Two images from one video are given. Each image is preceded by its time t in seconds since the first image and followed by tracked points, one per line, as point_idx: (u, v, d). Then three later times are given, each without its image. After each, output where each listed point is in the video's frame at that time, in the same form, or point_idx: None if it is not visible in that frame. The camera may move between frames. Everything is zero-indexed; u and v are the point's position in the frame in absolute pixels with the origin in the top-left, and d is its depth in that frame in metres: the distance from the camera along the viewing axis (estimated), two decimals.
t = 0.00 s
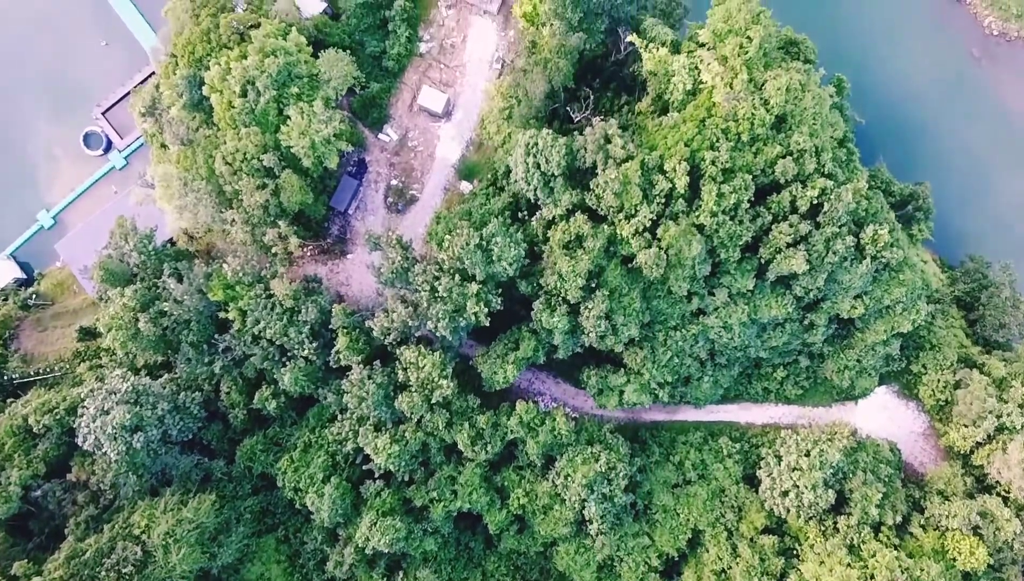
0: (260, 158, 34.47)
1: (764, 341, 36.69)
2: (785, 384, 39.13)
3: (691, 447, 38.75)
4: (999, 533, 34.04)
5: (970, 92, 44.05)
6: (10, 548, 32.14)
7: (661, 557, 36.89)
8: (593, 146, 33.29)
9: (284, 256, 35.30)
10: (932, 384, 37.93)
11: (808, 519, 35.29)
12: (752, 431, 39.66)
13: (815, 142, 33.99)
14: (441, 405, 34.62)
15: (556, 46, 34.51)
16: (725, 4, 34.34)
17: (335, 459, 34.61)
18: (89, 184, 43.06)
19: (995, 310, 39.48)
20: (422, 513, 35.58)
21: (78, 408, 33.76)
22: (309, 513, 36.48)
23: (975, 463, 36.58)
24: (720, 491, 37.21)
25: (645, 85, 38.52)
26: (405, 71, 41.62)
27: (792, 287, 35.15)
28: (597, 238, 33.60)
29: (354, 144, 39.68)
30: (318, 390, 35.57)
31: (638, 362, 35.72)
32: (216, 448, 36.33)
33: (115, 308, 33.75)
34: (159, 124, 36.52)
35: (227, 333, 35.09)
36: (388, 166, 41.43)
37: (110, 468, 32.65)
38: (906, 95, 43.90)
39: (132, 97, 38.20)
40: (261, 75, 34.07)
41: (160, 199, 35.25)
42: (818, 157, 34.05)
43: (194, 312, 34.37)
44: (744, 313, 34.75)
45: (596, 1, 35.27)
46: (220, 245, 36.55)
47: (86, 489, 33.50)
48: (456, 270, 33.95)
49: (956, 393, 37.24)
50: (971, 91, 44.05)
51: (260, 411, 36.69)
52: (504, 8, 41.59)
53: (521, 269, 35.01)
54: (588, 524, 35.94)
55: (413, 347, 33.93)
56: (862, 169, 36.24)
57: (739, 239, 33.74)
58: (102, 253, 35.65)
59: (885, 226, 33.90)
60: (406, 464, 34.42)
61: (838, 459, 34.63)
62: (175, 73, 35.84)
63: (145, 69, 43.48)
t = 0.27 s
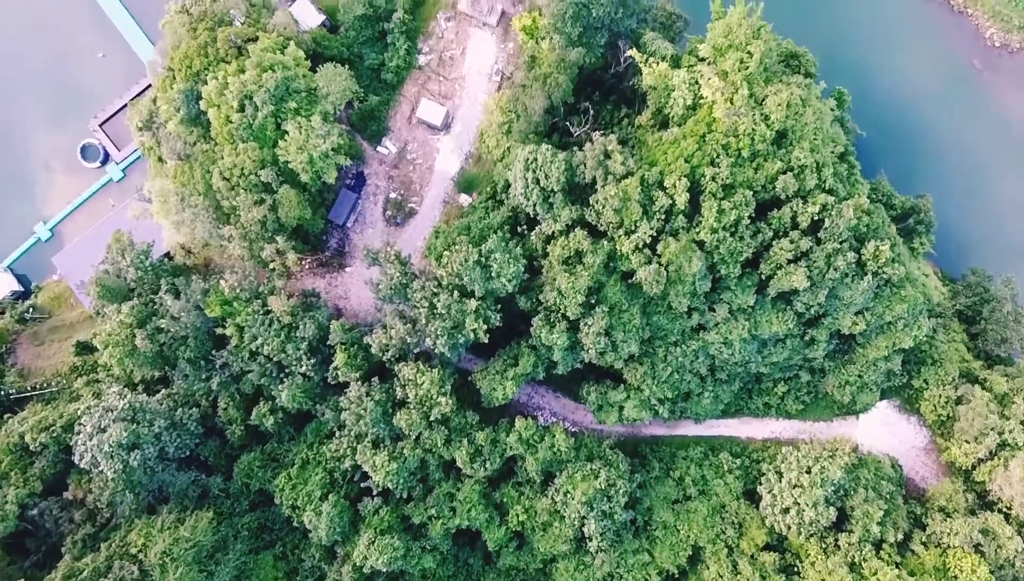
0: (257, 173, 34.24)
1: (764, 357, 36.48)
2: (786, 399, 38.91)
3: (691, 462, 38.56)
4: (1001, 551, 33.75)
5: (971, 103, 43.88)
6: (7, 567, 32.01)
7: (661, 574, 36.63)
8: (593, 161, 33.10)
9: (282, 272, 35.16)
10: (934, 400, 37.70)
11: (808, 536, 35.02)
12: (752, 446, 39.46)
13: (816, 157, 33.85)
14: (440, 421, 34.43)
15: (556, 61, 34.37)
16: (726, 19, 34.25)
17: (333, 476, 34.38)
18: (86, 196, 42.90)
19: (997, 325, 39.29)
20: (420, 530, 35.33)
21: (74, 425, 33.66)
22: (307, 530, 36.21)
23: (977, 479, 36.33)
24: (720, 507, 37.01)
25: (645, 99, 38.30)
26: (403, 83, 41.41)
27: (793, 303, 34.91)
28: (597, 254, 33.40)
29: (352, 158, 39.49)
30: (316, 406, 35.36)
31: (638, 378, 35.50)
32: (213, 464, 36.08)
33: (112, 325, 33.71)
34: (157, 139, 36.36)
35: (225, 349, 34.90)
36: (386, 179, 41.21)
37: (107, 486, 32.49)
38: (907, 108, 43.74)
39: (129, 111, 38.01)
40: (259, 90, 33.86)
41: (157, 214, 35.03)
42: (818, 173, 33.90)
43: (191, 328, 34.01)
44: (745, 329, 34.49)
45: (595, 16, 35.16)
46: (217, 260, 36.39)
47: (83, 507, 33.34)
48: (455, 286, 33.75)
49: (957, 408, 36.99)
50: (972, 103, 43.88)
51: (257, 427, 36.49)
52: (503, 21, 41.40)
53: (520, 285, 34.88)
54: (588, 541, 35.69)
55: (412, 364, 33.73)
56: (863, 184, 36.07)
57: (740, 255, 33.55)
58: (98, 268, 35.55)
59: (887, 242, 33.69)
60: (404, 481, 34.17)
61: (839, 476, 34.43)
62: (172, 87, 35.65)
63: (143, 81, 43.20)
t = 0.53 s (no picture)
0: (255, 188, 34.04)
1: (765, 372, 36.27)
2: (787, 414, 38.68)
3: (691, 477, 38.37)
4: (1003, 567, 33.53)
5: (972, 115, 43.67)
6: None
7: None
8: (593, 177, 32.88)
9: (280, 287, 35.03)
10: (935, 414, 37.49)
11: (809, 552, 34.75)
12: (753, 460, 39.25)
13: (817, 172, 33.68)
14: (439, 437, 34.21)
15: (555, 75, 34.26)
16: (726, 33, 34.18)
17: (331, 492, 34.19)
18: (83, 208, 42.66)
19: (999, 338, 39.09)
20: (419, 547, 35.10)
21: (71, 441, 33.57)
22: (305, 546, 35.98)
23: (979, 495, 36.11)
24: (720, 522, 36.74)
25: (645, 110, 38.09)
26: (402, 95, 41.19)
27: (794, 318, 34.70)
28: (596, 269, 33.20)
29: (350, 170, 39.31)
30: (314, 422, 35.17)
31: (638, 393, 35.27)
32: (210, 479, 35.87)
33: (109, 341, 33.69)
34: (154, 152, 36.22)
35: (222, 365, 34.71)
36: (385, 191, 41.02)
37: (103, 504, 32.34)
38: (907, 120, 43.59)
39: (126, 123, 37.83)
40: (257, 104, 33.69)
41: (154, 228, 34.97)
42: (819, 188, 33.72)
43: (188, 343, 33.79)
44: (746, 345, 34.26)
45: (595, 29, 34.78)
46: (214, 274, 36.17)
47: (80, 524, 33.20)
48: (454, 302, 33.58)
49: (959, 423, 36.79)
50: (973, 115, 43.69)
51: (255, 442, 36.29)
52: (503, 32, 41.17)
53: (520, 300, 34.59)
54: (588, 557, 35.45)
55: (411, 380, 33.51)
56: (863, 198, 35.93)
57: (740, 271, 33.37)
58: (95, 282, 35.43)
59: (888, 257, 33.52)
60: (402, 497, 33.94)
61: (840, 492, 34.23)
62: (170, 100, 35.47)
63: (140, 91, 42.97)
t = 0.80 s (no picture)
0: (253, 202, 33.85)
1: (766, 386, 36.06)
2: (788, 427, 38.45)
3: (691, 491, 38.15)
4: None
5: (974, 125, 43.49)
6: None
7: None
8: (593, 191, 32.71)
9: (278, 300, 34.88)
10: (936, 428, 37.33)
11: (810, 568, 34.51)
12: (753, 473, 39.04)
13: (817, 186, 33.55)
14: (438, 453, 34.01)
15: (555, 88, 34.14)
16: (726, 46, 34.06)
17: (329, 508, 34.01)
18: (81, 219, 42.44)
19: (1001, 351, 38.93)
20: (417, 562, 34.89)
21: (68, 457, 33.44)
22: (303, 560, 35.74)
23: (980, 510, 35.95)
24: (720, 537, 36.51)
25: (645, 122, 37.94)
26: (401, 106, 41.00)
27: (795, 332, 34.52)
28: (596, 284, 33.06)
29: (349, 182, 39.14)
30: (312, 436, 35.00)
31: (638, 407, 35.07)
32: (208, 494, 35.66)
33: (106, 355, 33.53)
34: (152, 164, 36.07)
35: (220, 379, 34.58)
36: (384, 203, 40.82)
37: (101, 520, 32.17)
38: (908, 130, 43.46)
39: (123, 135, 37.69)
40: (255, 117, 33.54)
41: (151, 242, 34.85)
42: (820, 202, 33.58)
43: (186, 358, 33.60)
44: (747, 359, 34.04)
45: (596, 42, 34.54)
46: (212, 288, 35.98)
47: (78, 540, 32.97)
48: (453, 316, 33.41)
49: (960, 437, 36.62)
50: (974, 127, 43.52)
51: (253, 456, 36.08)
52: (502, 43, 41.02)
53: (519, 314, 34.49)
54: (587, 572, 35.23)
55: (409, 395, 33.32)
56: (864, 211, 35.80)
57: (741, 285, 33.21)
58: (92, 295, 35.30)
59: (889, 271, 33.41)
60: (401, 513, 33.74)
61: (841, 508, 34.06)
62: (167, 112, 35.30)
63: (138, 101, 42.85)
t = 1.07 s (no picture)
0: (251, 217, 33.65)
1: (767, 401, 35.82)
2: (788, 441, 38.20)
3: (692, 506, 37.93)
4: None
5: (974, 135, 43.36)
6: None
7: None
8: (592, 207, 32.55)
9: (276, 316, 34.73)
10: (937, 443, 37.13)
11: None
12: (754, 488, 38.83)
13: (818, 201, 33.37)
14: (436, 469, 33.79)
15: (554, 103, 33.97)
16: (726, 60, 33.91)
17: (327, 524, 33.80)
18: (78, 231, 42.27)
19: (1003, 365, 38.71)
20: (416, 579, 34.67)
21: (66, 474, 33.35)
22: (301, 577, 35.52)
23: (982, 525, 35.74)
24: (720, 552, 36.29)
25: (645, 134, 37.77)
26: (400, 118, 40.82)
27: (795, 347, 34.31)
28: (595, 299, 32.89)
29: (348, 195, 38.96)
30: (310, 452, 34.81)
31: (638, 423, 34.83)
32: (206, 510, 35.45)
33: (103, 372, 33.32)
34: (149, 178, 35.91)
35: (217, 396, 34.32)
36: (383, 216, 40.61)
37: (98, 538, 32.00)
38: (908, 141, 43.33)
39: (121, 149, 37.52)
40: (252, 131, 33.33)
41: (148, 257, 34.71)
42: (821, 217, 33.40)
43: (183, 374, 33.43)
44: (748, 375, 33.79)
45: (595, 56, 34.36)
46: (210, 303, 35.76)
47: (74, 558, 32.81)
48: (452, 332, 33.23)
49: (962, 452, 36.41)
50: (974, 137, 43.38)
51: (250, 472, 35.87)
52: (501, 55, 40.86)
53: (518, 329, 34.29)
54: None
55: (408, 411, 33.13)
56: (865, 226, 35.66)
57: (741, 301, 33.01)
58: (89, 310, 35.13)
59: (890, 287, 33.27)
60: (399, 530, 33.53)
61: (842, 525, 33.89)
62: (164, 126, 35.13)
63: (135, 113, 42.62)
